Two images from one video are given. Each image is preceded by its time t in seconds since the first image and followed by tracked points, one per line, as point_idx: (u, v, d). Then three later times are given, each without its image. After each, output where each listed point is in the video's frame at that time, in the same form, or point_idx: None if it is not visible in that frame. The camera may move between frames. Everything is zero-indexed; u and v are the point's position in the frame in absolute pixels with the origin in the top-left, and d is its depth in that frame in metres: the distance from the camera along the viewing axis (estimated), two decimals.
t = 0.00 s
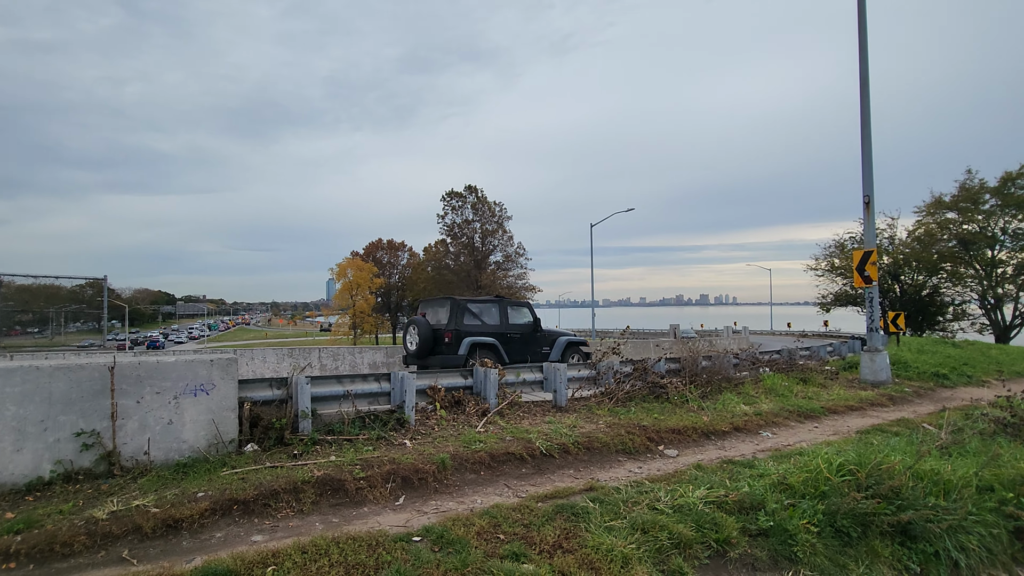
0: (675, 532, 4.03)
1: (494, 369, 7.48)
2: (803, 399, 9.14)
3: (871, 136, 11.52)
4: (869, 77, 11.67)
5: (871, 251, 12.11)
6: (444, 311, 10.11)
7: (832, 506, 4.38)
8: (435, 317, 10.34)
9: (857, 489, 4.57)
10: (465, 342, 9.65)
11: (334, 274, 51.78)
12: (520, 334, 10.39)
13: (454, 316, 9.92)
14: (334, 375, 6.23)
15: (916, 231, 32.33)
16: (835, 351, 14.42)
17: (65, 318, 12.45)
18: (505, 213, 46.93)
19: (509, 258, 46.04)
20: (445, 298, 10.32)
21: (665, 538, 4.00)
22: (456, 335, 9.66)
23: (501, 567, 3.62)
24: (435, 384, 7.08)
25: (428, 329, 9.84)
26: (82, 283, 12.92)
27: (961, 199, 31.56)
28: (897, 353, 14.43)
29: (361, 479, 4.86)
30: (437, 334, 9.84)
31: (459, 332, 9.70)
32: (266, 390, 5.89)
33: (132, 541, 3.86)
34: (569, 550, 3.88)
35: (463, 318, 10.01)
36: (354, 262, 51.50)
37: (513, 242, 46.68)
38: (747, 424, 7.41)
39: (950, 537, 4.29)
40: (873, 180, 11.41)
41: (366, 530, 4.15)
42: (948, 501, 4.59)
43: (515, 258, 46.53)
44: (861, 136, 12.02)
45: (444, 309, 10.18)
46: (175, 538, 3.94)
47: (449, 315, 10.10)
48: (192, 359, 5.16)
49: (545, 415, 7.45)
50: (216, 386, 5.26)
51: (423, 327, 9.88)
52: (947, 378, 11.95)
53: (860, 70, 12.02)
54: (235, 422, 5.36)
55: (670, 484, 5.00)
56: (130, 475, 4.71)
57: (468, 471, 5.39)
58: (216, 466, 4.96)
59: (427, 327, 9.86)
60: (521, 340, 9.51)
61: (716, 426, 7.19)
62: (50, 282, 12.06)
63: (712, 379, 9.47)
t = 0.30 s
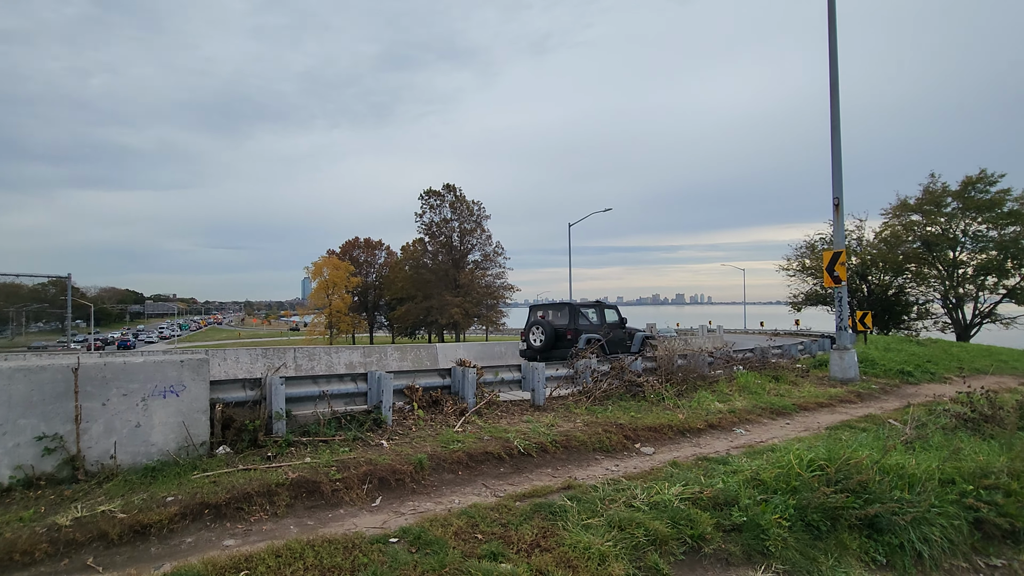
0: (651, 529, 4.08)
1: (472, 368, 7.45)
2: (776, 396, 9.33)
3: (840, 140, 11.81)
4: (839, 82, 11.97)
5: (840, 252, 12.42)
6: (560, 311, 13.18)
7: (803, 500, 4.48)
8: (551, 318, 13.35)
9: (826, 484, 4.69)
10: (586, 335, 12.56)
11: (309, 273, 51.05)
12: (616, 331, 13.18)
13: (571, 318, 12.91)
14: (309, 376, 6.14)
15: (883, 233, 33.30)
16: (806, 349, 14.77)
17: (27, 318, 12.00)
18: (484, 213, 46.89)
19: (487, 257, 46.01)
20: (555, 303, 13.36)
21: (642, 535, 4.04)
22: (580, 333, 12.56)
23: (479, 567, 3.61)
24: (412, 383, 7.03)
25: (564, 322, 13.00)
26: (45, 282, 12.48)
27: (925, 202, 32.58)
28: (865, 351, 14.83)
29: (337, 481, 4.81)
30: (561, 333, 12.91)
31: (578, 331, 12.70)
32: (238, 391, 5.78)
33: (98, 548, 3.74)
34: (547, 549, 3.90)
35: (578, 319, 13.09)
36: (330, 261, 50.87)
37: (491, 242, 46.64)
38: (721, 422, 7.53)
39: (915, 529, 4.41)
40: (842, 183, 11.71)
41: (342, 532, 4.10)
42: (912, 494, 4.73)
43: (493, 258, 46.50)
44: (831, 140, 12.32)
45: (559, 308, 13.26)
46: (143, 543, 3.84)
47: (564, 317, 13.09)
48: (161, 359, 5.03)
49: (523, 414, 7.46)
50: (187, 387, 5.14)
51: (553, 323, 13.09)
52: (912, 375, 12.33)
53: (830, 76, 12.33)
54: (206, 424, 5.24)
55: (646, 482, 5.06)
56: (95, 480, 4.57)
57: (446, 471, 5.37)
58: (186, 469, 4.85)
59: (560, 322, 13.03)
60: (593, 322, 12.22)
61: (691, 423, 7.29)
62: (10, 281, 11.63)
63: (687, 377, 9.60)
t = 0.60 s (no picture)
0: (626, 526, 4.12)
1: (448, 368, 7.42)
2: (746, 394, 9.53)
3: (809, 144, 12.09)
4: (807, 87, 12.26)
5: (808, 252, 12.73)
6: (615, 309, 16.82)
7: (772, 495, 4.58)
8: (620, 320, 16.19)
9: (794, 479, 4.81)
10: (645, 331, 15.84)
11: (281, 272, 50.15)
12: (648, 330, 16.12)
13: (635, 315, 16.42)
14: (281, 377, 6.03)
15: (849, 234, 34.29)
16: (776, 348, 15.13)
17: None
18: (459, 212, 46.74)
19: (463, 257, 45.89)
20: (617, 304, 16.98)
21: (617, 532, 4.08)
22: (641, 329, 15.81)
23: (455, 567, 3.60)
24: (387, 384, 6.97)
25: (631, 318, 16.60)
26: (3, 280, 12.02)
27: (888, 204, 33.59)
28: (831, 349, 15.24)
29: (310, 483, 4.73)
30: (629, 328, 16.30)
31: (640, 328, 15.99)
32: (207, 392, 5.65)
33: (58, 556, 3.61)
34: (523, 548, 3.90)
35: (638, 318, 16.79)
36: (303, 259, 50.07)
37: (468, 241, 46.51)
38: (694, 419, 7.66)
39: (878, 521, 4.54)
40: (810, 186, 12.00)
41: (315, 535, 4.04)
42: (876, 487, 4.89)
43: (468, 257, 46.39)
44: (799, 144, 12.61)
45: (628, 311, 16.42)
46: (106, 551, 3.72)
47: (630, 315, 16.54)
48: (126, 361, 4.88)
49: (499, 414, 7.46)
50: (153, 389, 5.00)
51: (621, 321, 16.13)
52: (875, 372, 12.72)
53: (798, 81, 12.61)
54: (174, 426, 5.10)
55: (621, 479, 5.11)
56: (54, 486, 4.41)
57: (422, 471, 5.33)
58: (152, 473, 4.71)
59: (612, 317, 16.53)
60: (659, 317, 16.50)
61: (665, 421, 7.40)
62: None
63: (661, 376, 9.73)
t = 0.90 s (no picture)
0: (604, 524, 4.14)
1: (427, 368, 7.37)
2: (722, 392, 9.68)
3: (781, 146, 12.33)
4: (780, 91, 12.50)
5: (781, 253, 12.98)
6: (646, 311, 22.80)
7: (746, 492, 4.65)
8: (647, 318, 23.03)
9: (768, 475, 4.90)
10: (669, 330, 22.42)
11: (255, 271, 49.28)
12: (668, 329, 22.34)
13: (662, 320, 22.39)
14: (255, 378, 5.93)
15: (820, 236, 35.09)
16: (750, 347, 15.37)
17: None
18: (438, 211, 46.54)
19: (441, 257, 45.72)
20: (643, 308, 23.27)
21: (594, 530, 4.10)
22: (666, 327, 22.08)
23: (433, 569, 3.57)
24: (365, 384, 6.91)
25: (658, 318, 23.10)
26: None
27: (857, 207, 34.41)
28: (803, 348, 15.56)
29: (285, 486, 4.65)
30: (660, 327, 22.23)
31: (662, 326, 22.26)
32: (178, 394, 5.51)
33: (19, 566, 3.49)
34: (502, 548, 3.90)
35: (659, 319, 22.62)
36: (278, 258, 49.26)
37: (446, 240, 46.31)
38: (671, 418, 7.75)
39: (848, 515, 4.65)
40: (783, 188, 12.24)
41: (290, 539, 3.98)
42: (845, 482, 5.00)
43: (447, 257, 46.22)
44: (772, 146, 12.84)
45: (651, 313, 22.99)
46: (70, 559, 3.60)
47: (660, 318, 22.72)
48: (92, 362, 4.73)
49: (478, 414, 7.44)
50: (120, 392, 4.86)
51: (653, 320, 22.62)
52: (845, 370, 13.05)
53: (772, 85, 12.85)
54: (143, 429, 4.97)
55: (599, 478, 5.14)
56: (15, 493, 4.26)
57: (400, 472, 5.29)
58: (120, 478, 4.58)
59: (644, 320, 22.73)
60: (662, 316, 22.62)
61: (642, 420, 7.47)
62: None
63: (639, 375, 9.83)
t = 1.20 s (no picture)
0: (584, 523, 4.15)
1: (407, 368, 7.32)
2: (699, 391, 9.81)
3: (758, 149, 12.53)
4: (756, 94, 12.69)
5: (757, 254, 13.19)
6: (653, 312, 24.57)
7: (723, 489, 4.71)
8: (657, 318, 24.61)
9: (744, 472, 4.97)
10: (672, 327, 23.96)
11: (231, 271, 48.41)
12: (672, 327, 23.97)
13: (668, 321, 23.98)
14: (231, 379, 5.87)
15: (794, 237, 35.78)
16: (727, 346, 15.60)
17: None
18: (418, 211, 46.28)
19: (421, 256, 45.49)
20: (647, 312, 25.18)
21: (575, 529, 4.11)
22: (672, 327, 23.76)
23: (413, 571, 3.54)
24: (343, 385, 6.86)
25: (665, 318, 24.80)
26: None
27: (829, 209, 35.12)
28: (778, 347, 15.85)
29: (261, 489, 4.57)
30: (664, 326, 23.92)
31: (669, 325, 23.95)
32: (150, 396, 5.39)
33: None
34: (482, 548, 3.88)
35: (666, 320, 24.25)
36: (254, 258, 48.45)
37: (426, 240, 46.07)
38: (650, 416, 7.82)
39: (821, 510, 4.74)
40: (759, 189, 12.44)
41: (267, 543, 3.91)
42: (819, 478, 5.10)
43: (427, 257, 45.99)
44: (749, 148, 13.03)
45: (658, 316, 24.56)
46: (36, 568, 3.48)
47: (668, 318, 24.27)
48: (58, 364, 4.59)
49: (458, 414, 7.41)
50: (88, 394, 4.72)
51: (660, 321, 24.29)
52: (819, 369, 13.32)
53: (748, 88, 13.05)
54: (112, 433, 4.83)
55: (579, 477, 5.16)
56: None
57: (379, 474, 5.24)
58: (88, 483, 4.45)
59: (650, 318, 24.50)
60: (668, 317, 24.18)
61: (622, 419, 7.52)
62: None
63: (618, 374, 9.91)
